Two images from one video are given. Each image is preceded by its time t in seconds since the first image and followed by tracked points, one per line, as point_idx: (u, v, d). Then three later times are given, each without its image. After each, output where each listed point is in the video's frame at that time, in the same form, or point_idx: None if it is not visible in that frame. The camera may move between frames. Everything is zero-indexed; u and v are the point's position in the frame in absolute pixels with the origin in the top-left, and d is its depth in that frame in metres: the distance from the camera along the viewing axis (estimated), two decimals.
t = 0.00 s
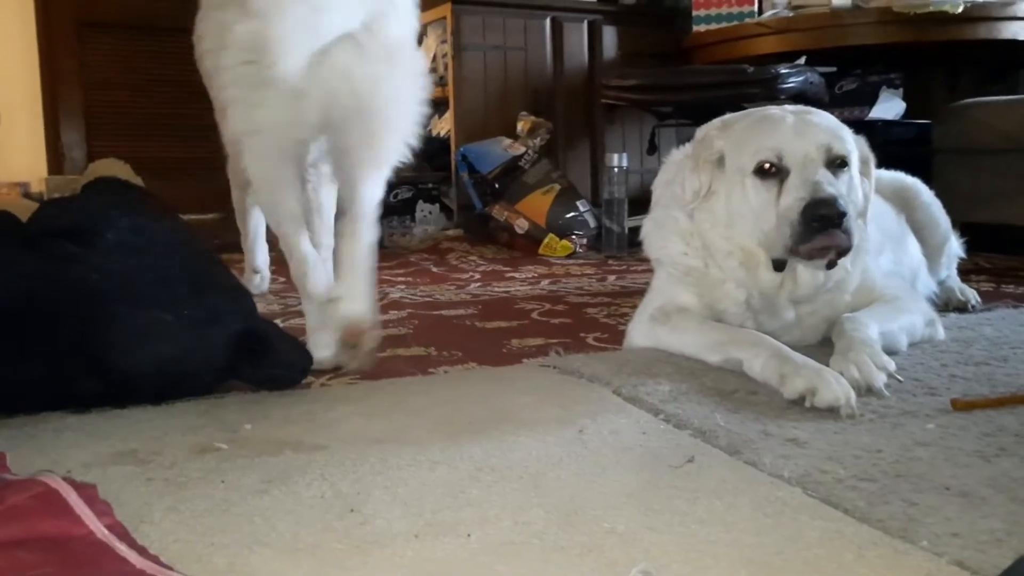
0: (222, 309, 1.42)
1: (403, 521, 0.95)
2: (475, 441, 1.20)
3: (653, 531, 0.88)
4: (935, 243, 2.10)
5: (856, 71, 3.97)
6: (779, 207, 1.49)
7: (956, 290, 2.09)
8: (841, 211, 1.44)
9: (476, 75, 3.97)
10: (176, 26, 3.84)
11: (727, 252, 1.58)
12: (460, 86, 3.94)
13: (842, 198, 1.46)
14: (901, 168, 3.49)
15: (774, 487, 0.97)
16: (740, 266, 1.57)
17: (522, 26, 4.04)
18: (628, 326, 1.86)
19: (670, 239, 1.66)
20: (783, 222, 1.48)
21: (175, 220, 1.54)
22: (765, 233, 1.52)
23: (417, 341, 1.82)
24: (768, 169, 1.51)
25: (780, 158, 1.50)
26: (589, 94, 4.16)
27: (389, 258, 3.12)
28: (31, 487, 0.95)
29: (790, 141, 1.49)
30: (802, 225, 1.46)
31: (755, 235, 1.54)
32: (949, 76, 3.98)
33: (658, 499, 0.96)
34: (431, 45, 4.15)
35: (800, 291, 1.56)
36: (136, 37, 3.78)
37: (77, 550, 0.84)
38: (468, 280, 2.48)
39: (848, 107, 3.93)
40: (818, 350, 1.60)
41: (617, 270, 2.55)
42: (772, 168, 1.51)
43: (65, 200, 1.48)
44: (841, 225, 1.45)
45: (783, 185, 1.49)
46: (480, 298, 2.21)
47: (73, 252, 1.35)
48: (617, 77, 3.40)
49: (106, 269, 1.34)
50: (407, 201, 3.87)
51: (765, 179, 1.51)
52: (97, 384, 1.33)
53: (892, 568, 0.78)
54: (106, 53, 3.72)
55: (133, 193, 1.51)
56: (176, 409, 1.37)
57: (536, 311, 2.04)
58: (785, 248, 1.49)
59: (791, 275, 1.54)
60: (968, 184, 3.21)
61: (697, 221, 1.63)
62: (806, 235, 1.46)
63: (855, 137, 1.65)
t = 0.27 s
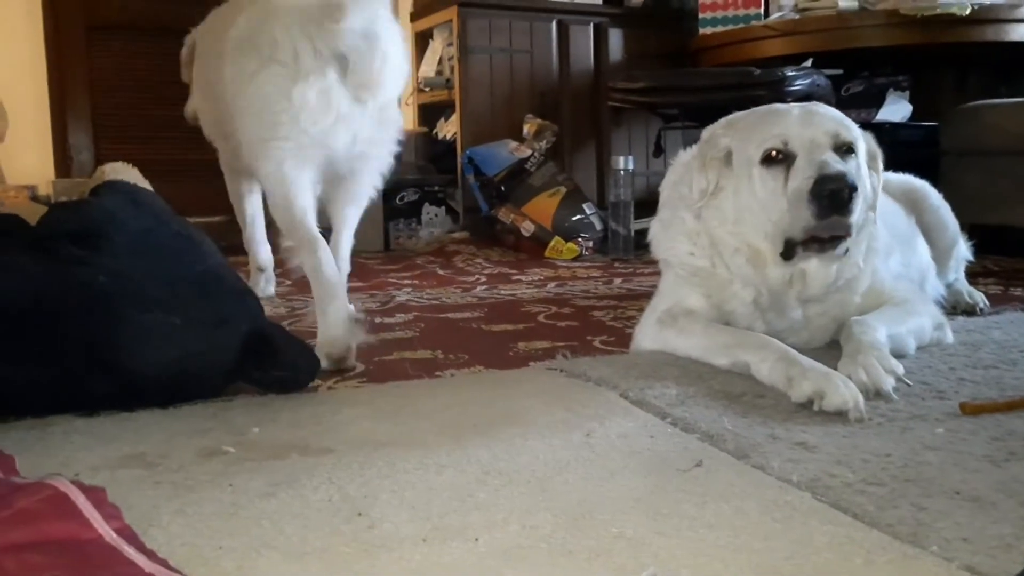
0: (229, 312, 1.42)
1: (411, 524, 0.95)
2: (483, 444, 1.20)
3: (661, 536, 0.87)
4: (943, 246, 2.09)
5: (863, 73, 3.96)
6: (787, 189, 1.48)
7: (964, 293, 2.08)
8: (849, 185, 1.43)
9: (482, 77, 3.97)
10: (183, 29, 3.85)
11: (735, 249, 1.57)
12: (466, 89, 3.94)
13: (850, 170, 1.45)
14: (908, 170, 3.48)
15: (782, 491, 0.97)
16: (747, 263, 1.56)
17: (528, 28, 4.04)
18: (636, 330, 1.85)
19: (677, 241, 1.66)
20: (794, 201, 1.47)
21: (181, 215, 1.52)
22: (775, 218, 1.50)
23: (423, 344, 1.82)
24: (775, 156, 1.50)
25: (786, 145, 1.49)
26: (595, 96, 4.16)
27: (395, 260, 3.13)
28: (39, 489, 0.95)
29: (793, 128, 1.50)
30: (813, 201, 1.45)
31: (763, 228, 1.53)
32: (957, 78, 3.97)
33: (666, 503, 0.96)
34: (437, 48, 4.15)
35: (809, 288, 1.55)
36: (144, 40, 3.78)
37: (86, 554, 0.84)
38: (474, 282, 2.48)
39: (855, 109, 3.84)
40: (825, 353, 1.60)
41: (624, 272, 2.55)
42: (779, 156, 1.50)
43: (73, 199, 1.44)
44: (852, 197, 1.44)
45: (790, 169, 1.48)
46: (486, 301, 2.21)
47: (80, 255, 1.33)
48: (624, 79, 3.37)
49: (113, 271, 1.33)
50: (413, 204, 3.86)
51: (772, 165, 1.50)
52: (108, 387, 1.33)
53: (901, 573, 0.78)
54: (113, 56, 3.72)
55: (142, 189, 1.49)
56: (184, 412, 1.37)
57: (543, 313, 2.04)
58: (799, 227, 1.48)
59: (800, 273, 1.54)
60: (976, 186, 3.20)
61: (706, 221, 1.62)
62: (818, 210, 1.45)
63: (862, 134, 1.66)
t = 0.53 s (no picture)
0: (238, 317, 1.44)
1: (420, 526, 0.97)
2: (489, 446, 1.21)
3: (668, 538, 0.88)
4: (947, 249, 2.10)
5: (867, 77, 3.97)
6: (794, 163, 1.49)
7: (967, 295, 2.09)
8: (856, 145, 1.45)
9: (488, 82, 3.98)
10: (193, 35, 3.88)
11: (734, 240, 1.58)
12: (472, 95, 3.95)
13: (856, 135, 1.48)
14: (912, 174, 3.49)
15: (787, 494, 0.98)
16: (748, 255, 1.57)
17: (533, 34, 4.06)
18: (641, 333, 1.86)
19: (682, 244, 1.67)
20: (803, 170, 1.47)
21: (188, 221, 1.54)
22: (786, 191, 1.50)
23: (430, 346, 1.84)
24: (778, 136, 1.51)
25: (789, 123, 1.50)
26: (600, 101, 4.18)
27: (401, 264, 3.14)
28: (53, 492, 0.97)
29: (797, 109, 1.51)
30: (823, 166, 1.46)
31: (770, 211, 1.54)
32: (960, 81, 3.98)
33: (672, 505, 0.97)
34: (443, 52, 4.17)
35: (815, 275, 1.55)
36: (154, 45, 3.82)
37: (100, 556, 0.85)
38: (480, 285, 2.49)
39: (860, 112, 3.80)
40: (828, 355, 1.61)
41: (628, 275, 2.56)
42: (783, 135, 1.51)
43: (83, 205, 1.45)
44: (858, 161, 1.46)
45: (795, 145, 1.49)
46: (491, 304, 2.23)
47: (90, 261, 1.34)
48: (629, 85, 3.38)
49: (125, 275, 1.35)
50: (420, 208, 3.87)
51: (777, 145, 1.51)
52: (118, 390, 1.35)
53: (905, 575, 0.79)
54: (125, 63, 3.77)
55: (151, 195, 1.50)
56: (193, 414, 1.38)
57: (548, 316, 2.05)
58: (808, 195, 1.48)
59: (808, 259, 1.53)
60: (980, 189, 3.20)
61: (711, 214, 1.62)
62: (827, 173, 1.46)
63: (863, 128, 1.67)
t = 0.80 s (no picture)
0: (245, 320, 1.43)
1: (427, 532, 0.96)
2: (497, 451, 1.20)
3: (677, 544, 0.87)
4: (958, 253, 2.08)
5: (875, 79, 3.95)
6: (798, 153, 1.49)
7: (979, 298, 2.07)
8: (859, 135, 1.46)
9: (494, 83, 3.98)
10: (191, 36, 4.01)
11: (737, 233, 1.57)
12: (478, 97, 3.94)
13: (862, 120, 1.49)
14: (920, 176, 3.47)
15: (798, 500, 0.97)
16: (752, 249, 1.56)
17: (540, 35, 4.05)
18: (649, 337, 1.85)
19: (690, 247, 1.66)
20: (806, 159, 1.48)
21: (194, 222, 1.53)
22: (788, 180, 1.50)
23: (437, 349, 1.83)
24: (783, 128, 1.52)
25: (793, 116, 1.52)
26: (606, 103, 4.17)
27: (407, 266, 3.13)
28: (58, 496, 0.96)
29: (801, 102, 1.53)
30: (828, 151, 1.46)
31: (771, 202, 1.54)
32: (969, 83, 3.96)
33: (682, 511, 0.96)
34: (449, 54, 4.16)
35: (823, 270, 1.54)
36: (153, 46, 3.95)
37: (104, 561, 0.84)
38: (486, 288, 2.48)
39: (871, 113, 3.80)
40: (839, 359, 1.59)
41: (636, 278, 2.55)
42: (787, 127, 1.52)
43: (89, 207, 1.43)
44: (865, 145, 1.47)
45: (799, 137, 1.50)
46: (498, 307, 2.22)
47: (97, 264, 1.33)
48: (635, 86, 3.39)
49: (131, 278, 1.33)
50: (424, 210, 3.88)
51: (781, 137, 1.52)
52: (121, 394, 1.35)
53: None
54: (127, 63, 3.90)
55: (158, 196, 1.49)
56: (198, 418, 1.37)
57: (555, 320, 2.04)
58: (813, 181, 1.48)
59: (812, 253, 1.52)
60: (989, 191, 3.18)
61: (712, 209, 1.62)
62: (832, 159, 1.46)
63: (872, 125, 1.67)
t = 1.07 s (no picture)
0: (261, 325, 1.44)
1: (445, 540, 0.95)
2: (514, 457, 1.20)
3: (698, 554, 0.87)
4: (976, 257, 2.07)
5: (890, 81, 3.93)
6: (799, 152, 1.52)
7: (997, 304, 2.06)
8: (856, 133, 1.48)
9: (506, 87, 3.97)
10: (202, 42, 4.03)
11: (747, 231, 1.59)
12: (490, 100, 3.94)
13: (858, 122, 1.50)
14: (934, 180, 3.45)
15: (819, 509, 0.96)
16: (760, 245, 1.57)
17: (553, 39, 4.05)
18: (665, 342, 1.84)
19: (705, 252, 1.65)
20: (805, 158, 1.51)
21: (212, 228, 1.52)
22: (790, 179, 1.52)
23: (451, 354, 1.82)
24: (789, 128, 1.54)
25: (799, 116, 1.54)
26: (619, 106, 4.17)
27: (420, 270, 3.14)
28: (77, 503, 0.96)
29: (806, 104, 1.56)
30: (824, 150, 1.49)
31: (778, 201, 1.56)
32: (984, 86, 3.94)
33: (701, 520, 0.96)
34: (462, 58, 4.17)
35: (836, 272, 1.54)
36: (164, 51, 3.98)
37: (123, 569, 0.84)
38: (499, 292, 2.48)
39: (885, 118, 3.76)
40: (856, 365, 1.58)
41: (649, 282, 2.54)
42: (793, 128, 1.54)
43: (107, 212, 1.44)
44: (861, 145, 1.48)
45: (802, 136, 1.52)
46: (512, 311, 2.21)
47: (116, 268, 1.33)
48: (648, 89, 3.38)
49: (146, 283, 1.33)
50: (437, 214, 3.88)
51: (786, 138, 1.54)
52: (137, 399, 1.34)
53: None
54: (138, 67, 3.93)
55: (175, 201, 1.49)
56: (214, 423, 1.37)
57: (569, 324, 2.03)
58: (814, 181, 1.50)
59: (821, 255, 1.53)
60: (1004, 195, 3.16)
61: (722, 212, 1.64)
62: (830, 158, 1.48)
63: (889, 125, 1.65)
